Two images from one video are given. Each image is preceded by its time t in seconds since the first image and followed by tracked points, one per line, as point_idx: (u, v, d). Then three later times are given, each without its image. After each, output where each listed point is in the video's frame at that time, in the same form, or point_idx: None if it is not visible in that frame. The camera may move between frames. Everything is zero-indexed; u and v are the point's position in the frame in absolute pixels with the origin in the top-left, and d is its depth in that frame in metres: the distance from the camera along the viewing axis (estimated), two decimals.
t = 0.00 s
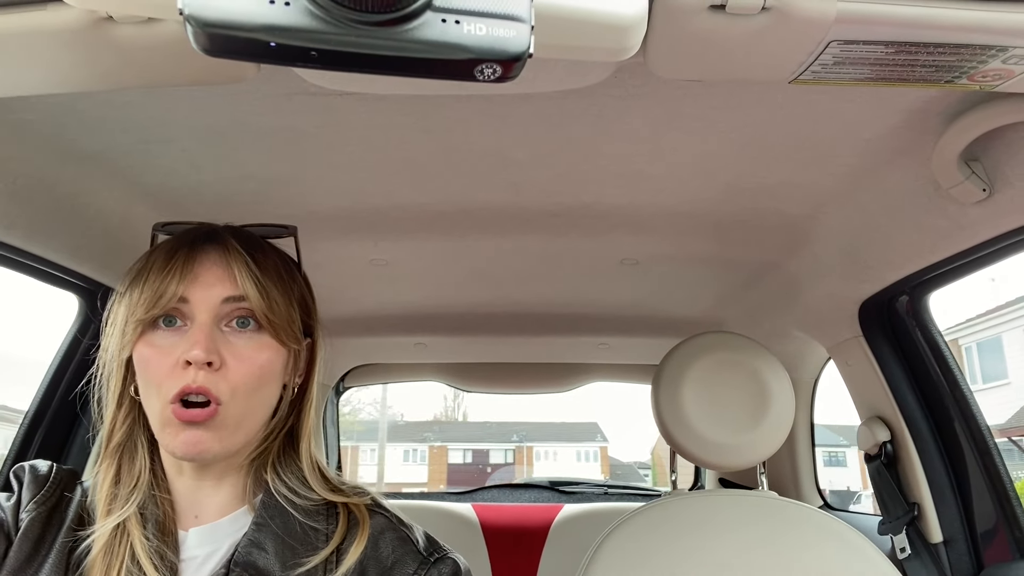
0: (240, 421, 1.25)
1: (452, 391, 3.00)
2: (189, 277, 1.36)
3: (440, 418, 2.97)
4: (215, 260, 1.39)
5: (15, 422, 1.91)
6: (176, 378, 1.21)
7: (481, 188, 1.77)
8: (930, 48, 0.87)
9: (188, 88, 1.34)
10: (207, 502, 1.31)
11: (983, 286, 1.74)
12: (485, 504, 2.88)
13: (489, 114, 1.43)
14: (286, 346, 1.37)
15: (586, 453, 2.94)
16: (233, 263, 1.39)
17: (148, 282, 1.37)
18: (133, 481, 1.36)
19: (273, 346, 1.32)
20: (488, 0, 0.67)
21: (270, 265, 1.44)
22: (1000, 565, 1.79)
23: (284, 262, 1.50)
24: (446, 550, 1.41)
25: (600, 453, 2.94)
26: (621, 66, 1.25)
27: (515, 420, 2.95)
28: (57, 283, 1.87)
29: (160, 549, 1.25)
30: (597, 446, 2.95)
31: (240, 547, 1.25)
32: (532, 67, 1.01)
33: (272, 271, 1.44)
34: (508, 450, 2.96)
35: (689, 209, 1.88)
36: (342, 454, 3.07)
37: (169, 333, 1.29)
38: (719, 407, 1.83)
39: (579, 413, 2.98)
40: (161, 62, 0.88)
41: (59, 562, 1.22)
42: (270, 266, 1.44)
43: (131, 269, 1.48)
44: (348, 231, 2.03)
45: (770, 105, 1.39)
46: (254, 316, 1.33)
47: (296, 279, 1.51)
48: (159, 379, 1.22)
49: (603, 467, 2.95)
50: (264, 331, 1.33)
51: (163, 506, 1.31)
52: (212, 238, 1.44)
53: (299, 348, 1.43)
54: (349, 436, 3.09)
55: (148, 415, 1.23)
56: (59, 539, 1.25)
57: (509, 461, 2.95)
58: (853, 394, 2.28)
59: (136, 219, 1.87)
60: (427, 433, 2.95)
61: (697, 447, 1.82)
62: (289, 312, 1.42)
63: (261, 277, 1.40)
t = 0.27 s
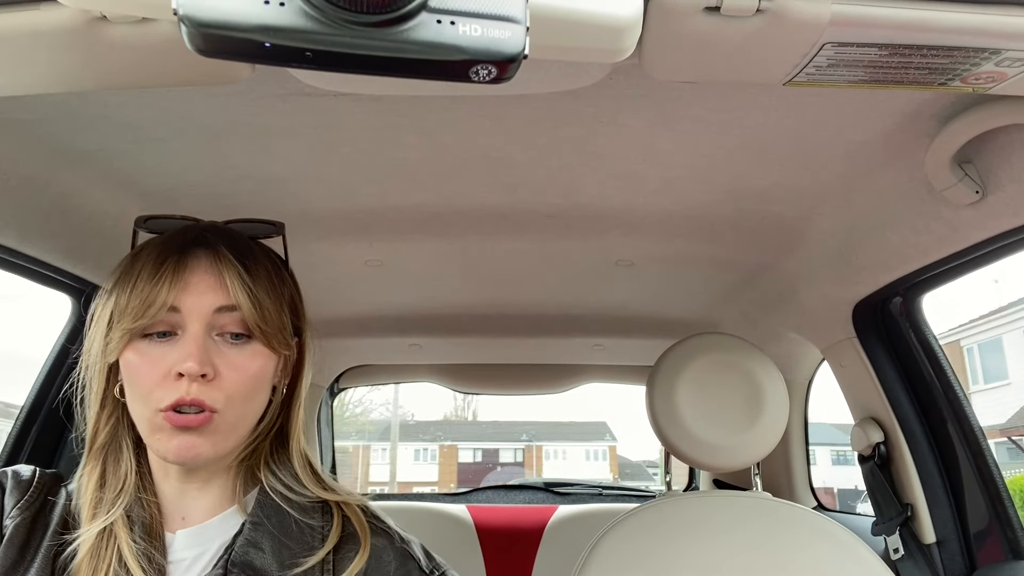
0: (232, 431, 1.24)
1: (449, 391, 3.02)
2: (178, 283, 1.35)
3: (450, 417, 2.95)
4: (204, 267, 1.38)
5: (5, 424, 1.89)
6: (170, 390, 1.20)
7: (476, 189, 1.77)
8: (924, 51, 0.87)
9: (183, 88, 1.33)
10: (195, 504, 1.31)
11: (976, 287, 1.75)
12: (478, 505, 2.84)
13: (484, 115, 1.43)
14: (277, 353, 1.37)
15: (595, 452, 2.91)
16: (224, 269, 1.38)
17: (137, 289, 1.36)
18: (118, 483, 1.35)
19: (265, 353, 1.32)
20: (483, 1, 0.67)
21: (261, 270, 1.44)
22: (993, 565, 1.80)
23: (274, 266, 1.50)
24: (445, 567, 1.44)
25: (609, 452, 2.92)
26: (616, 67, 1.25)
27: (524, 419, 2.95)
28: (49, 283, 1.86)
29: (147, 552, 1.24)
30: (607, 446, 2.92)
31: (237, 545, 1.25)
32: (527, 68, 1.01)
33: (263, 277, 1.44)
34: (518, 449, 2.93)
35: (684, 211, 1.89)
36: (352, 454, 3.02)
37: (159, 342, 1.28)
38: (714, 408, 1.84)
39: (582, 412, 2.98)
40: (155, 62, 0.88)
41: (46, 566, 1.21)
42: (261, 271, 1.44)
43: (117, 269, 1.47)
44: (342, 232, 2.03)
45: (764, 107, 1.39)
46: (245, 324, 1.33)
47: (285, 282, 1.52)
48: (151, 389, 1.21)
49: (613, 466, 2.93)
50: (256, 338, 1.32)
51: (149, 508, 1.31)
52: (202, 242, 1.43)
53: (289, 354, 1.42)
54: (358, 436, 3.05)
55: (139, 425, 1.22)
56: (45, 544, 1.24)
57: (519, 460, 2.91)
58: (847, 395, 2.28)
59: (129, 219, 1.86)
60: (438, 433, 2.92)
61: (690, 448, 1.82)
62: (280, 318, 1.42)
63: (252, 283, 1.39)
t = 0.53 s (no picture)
0: (259, 451, 1.25)
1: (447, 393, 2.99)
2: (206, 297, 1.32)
3: (462, 415, 2.94)
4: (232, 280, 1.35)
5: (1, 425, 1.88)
6: (203, 413, 1.18)
7: (473, 191, 1.77)
8: (922, 55, 0.88)
9: (182, 89, 1.33)
10: (212, 513, 1.29)
11: (968, 291, 1.76)
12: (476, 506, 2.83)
13: (482, 117, 1.44)
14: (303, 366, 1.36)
15: (605, 450, 2.90)
16: (254, 284, 1.36)
17: (167, 301, 1.34)
18: (126, 496, 1.33)
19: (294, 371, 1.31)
20: (482, 3, 0.67)
21: (286, 283, 1.43)
22: (990, 568, 1.80)
23: (296, 273, 1.49)
24: None
25: (619, 451, 2.90)
26: (614, 69, 1.25)
27: (535, 418, 2.94)
28: (45, 283, 1.85)
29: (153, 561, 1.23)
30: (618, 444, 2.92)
31: (260, 552, 1.26)
32: (526, 69, 1.01)
33: (288, 289, 1.43)
34: (528, 447, 2.92)
35: (681, 213, 1.89)
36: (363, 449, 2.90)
37: (188, 359, 1.26)
38: (711, 411, 1.84)
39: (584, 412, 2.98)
40: (153, 63, 0.88)
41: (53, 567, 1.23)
42: (286, 283, 1.43)
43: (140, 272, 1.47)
44: (339, 233, 2.03)
45: (762, 110, 1.39)
46: (276, 341, 1.31)
47: (305, 286, 1.51)
48: (182, 411, 1.19)
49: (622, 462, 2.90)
50: (285, 356, 1.31)
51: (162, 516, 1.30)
52: (229, 254, 1.41)
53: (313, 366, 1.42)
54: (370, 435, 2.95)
55: (167, 443, 1.21)
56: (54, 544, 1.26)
57: (528, 458, 2.90)
58: (844, 398, 2.28)
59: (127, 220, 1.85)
60: (450, 430, 2.89)
61: (687, 450, 1.82)
62: (307, 332, 1.41)
63: (281, 298, 1.38)
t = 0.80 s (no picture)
0: (273, 462, 1.24)
1: (447, 392, 3.01)
2: (229, 304, 1.31)
3: (471, 414, 2.93)
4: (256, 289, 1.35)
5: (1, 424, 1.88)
6: (221, 423, 1.17)
7: (473, 190, 1.78)
8: (921, 55, 0.88)
9: (181, 88, 1.33)
10: (220, 518, 1.30)
11: (967, 291, 1.76)
12: (475, 506, 2.84)
13: (481, 116, 1.44)
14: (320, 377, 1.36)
15: (614, 448, 2.90)
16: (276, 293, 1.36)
17: (189, 306, 1.33)
18: (142, 499, 1.33)
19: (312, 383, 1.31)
20: (481, 2, 0.67)
21: (308, 292, 1.43)
22: (988, 568, 1.80)
23: (318, 280, 1.48)
24: None
25: (628, 449, 2.90)
26: (614, 69, 1.25)
27: (544, 417, 2.93)
28: (45, 282, 1.85)
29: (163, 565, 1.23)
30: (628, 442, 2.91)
31: (267, 555, 1.26)
32: (526, 69, 1.02)
33: (310, 298, 1.42)
34: (537, 446, 2.91)
35: (680, 213, 1.89)
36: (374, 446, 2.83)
37: (207, 367, 1.25)
38: (711, 411, 1.84)
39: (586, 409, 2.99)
40: (154, 62, 0.88)
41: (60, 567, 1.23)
42: (308, 291, 1.43)
43: (157, 271, 1.47)
44: (338, 232, 2.03)
45: (761, 109, 1.39)
46: (296, 352, 1.31)
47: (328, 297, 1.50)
48: (200, 420, 1.18)
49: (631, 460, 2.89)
50: (304, 367, 1.31)
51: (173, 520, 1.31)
52: (252, 259, 1.40)
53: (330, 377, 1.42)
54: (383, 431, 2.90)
55: (181, 450, 1.20)
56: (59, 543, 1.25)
57: (538, 457, 2.89)
58: (844, 398, 2.29)
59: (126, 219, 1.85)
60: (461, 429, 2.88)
61: (686, 450, 1.82)
62: (326, 343, 1.41)
63: (303, 309, 1.38)
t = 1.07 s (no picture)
0: (268, 466, 1.24)
1: (448, 392, 2.99)
2: (222, 306, 1.31)
3: (480, 412, 2.94)
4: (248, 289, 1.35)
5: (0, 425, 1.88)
6: (220, 428, 1.18)
7: (473, 190, 1.77)
8: (921, 54, 0.87)
9: (181, 88, 1.33)
10: (210, 518, 1.31)
11: (968, 290, 1.76)
12: (476, 506, 2.85)
13: (482, 116, 1.43)
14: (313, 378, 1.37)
15: (623, 447, 2.92)
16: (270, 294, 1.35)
17: (183, 306, 1.32)
18: (132, 504, 1.32)
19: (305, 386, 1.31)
20: (481, 2, 0.67)
21: (300, 293, 1.43)
22: (989, 567, 1.80)
23: (309, 280, 1.49)
24: None
25: (636, 447, 2.93)
26: (615, 68, 1.25)
27: (553, 415, 2.95)
28: (46, 283, 1.85)
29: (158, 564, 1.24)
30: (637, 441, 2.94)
31: (249, 556, 1.27)
32: (526, 69, 1.01)
33: (303, 298, 1.42)
34: (546, 444, 2.93)
35: (681, 212, 1.89)
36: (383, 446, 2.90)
37: (202, 370, 1.24)
38: (711, 411, 1.84)
39: (590, 408, 2.99)
40: (154, 62, 0.88)
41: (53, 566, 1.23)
42: (301, 292, 1.43)
43: (144, 271, 1.46)
44: (339, 232, 2.03)
45: (761, 108, 1.39)
46: (290, 355, 1.31)
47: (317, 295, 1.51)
48: (198, 425, 1.18)
49: (641, 457, 2.92)
50: (299, 370, 1.31)
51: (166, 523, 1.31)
52: (245, 260, 1.40)
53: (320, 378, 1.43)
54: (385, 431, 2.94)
55: (176, 453, 1.20)
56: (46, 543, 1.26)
57: (546, 455, 2.91)
58: (844, 397, 2.28)
59: (126, 219, 1.85)
60: (471, 429, 2.89)
61: (687, 449, 1.82)
62: (319, 344, 1.41)
63: (297, 310, 1.38)
